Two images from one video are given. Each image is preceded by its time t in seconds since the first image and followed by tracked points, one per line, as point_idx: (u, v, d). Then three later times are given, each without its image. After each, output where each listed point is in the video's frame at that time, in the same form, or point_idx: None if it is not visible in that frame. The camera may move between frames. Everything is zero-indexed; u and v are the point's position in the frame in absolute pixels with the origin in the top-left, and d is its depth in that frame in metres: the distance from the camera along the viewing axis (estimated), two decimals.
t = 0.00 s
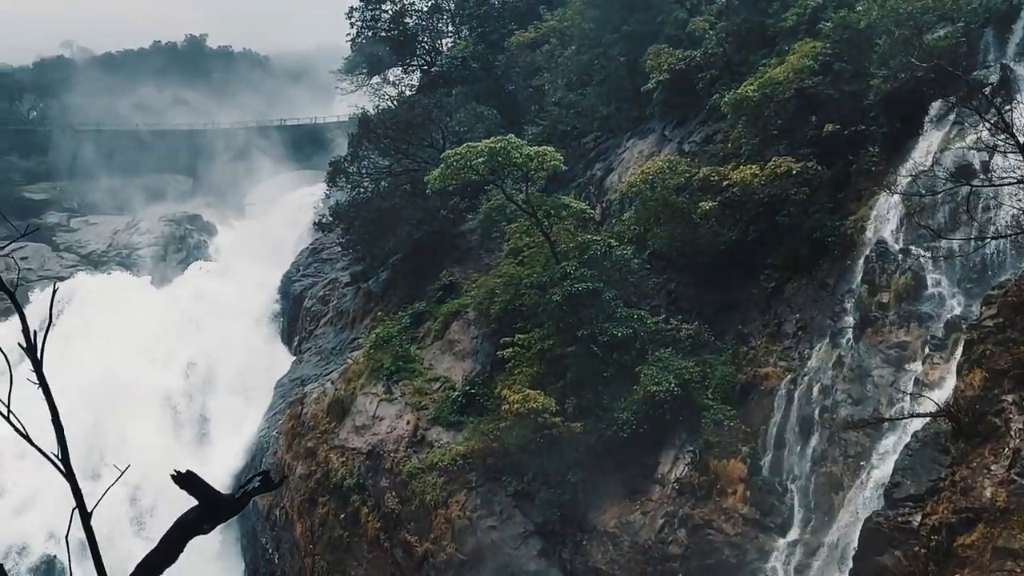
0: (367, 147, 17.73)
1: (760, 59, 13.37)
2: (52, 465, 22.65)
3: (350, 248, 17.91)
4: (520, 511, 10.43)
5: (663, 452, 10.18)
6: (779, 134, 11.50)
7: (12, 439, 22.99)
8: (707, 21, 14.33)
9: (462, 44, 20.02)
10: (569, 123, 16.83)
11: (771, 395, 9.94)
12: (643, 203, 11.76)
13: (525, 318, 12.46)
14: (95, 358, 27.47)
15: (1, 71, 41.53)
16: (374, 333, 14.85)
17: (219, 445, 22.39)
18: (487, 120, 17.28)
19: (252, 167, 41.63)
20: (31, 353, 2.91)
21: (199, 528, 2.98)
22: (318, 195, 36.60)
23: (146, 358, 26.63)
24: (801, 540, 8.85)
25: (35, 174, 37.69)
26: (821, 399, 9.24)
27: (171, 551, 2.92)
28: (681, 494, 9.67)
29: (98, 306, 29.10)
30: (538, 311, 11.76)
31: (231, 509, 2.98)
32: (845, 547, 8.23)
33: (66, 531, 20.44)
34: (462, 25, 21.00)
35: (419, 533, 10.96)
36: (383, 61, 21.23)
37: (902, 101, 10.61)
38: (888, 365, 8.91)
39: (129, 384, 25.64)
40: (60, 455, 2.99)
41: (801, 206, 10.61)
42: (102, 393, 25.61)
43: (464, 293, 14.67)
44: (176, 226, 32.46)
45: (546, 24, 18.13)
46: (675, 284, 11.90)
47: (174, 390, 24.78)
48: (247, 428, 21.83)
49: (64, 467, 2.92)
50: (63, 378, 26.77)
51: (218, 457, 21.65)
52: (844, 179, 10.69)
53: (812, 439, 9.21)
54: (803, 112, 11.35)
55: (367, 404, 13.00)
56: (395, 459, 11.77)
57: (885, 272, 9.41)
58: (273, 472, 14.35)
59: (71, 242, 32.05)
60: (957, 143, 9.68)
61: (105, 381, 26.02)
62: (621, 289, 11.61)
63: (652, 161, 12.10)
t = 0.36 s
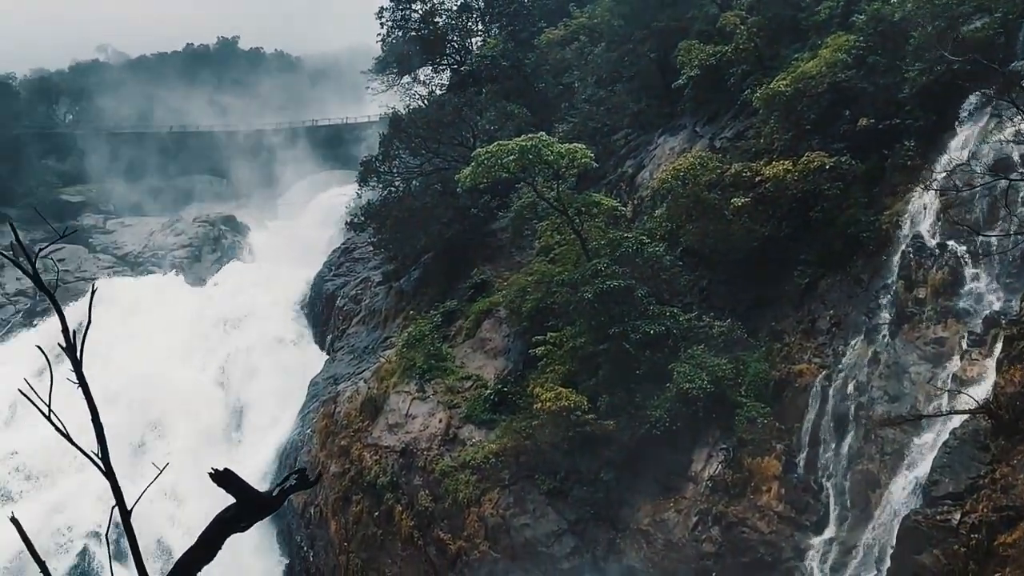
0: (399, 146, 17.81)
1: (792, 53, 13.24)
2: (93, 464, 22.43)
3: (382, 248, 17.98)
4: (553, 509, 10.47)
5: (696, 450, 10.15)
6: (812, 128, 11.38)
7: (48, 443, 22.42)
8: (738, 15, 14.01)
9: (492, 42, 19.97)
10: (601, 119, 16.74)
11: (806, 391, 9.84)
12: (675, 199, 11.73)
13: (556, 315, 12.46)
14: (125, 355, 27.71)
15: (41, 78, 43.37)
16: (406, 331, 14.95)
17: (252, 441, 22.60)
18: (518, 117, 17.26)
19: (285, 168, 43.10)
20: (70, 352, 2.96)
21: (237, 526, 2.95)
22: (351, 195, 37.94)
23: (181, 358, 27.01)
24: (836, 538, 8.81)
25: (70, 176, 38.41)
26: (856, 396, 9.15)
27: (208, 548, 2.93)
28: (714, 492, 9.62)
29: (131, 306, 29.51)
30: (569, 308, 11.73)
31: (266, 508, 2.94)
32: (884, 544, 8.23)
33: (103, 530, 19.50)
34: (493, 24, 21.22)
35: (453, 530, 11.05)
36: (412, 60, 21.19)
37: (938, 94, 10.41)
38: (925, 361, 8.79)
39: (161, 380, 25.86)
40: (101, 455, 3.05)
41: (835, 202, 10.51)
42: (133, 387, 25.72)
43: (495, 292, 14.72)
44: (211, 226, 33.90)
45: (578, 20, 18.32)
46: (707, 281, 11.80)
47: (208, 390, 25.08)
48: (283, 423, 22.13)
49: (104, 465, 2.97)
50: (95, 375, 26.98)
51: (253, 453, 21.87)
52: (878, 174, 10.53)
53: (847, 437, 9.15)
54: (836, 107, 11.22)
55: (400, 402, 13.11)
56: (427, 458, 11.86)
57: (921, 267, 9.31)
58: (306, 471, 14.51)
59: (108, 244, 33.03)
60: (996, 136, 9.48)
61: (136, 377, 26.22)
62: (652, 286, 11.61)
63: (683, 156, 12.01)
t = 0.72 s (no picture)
0: (424, 147, 17.92)
1: (820, 49, 13.07)
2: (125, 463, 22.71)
3: (407, 248, 18.13)
4: (580, 508, 10.47)
5: (723, 449, 10.11)
6: (839, 125, 11.29)
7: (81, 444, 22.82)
8: (764, 12, 13.95)
9: (516, 41, 20.04)
10: (625, 118, 16.70)
11: (834, 390, 9.78)
12: (701, 197, 11.68)
13: (582, 315, 12.49)
14: (154, 355, 28.05)
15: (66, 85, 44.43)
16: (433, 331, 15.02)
17: (280, 440, 22.84)
18: (543, 117, 17.31)
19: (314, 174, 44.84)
20: (101, 354, 3.00)
21: (267, 525, 2.99)
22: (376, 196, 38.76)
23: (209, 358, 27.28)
24: (867, 537, 8.75)
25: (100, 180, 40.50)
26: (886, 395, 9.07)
27: (234, 549, 2.94)
28: (743, 491, 9.59)
29: (159, 308, 30.01)
30: (594, 307, 11.75)
31: (295, 506, 2.98)
32: (915, 544, 8.15)
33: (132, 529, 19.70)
34: (517, 24, 21.34)
35: (479, 530, 11.09)
36: (436, 61, 21.26)
37: (968, 88, 10.25)
38: (956, 359, 8.67)
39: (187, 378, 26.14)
40: (129, 454, 3.07)
41: (863, 199, 10.43)
42: (161, 386, 26.03)
43: (521, 291, 14.76)
44: (239, 228, 34.42)
45: (600, 19, 18.23)
46: (734, 280, 11.77)
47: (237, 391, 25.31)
48: (311, 423, 22.39)
49: (134, 466, 3.00)
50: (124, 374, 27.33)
51: (281, 452, 22.10)
52: (906, 170, 10.41)
53: (877, 435, 9.08)
54: (862, 103, 11.10)
55: (426, 402, 13.19)
56: (454, 458, 11.91)
57: (952, 263, 9.21)
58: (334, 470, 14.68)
59: (137, 246, 33.77)
60: None
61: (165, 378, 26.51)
62: (678, 284, 11.53)
63: (709, 154, 11.98)
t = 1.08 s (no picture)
0: (451, 147, 18.00)
1: (849, 45, 12.92)
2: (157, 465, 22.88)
3: (435, 248, 18.25)
4: (610, 508, 10.46)
5: (753, 449, 10.06)
6: (870, 121, 11.17)
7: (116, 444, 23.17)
8: (791, 8, 13.86)
9: (543, 41, 20.11)
10: (651, 116, 16.66)
11: (865, 388, 9.72)
12: (729, 194, 11.60)
13: (610, 314, 12.48)
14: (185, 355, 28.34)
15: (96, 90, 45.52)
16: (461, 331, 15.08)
17: (307, 441, 22.90)
18: (570, 116, 17.34)
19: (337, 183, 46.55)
20: (134, 356, 3.08)
21: (298, 526, 3.01)
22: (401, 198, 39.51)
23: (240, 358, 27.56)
24: (900, 537, 8.74)
25: (131, 183, 41.68)
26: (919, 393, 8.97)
27: (267, 551, 2.97)
28: (773, 491, 9.54)
29: (191, 310, 30.34)
30: (622, 306, 11.74)
31: (326, 507, 3.02)
32: (950, 544, 8.06)
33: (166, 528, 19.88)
34: (543, 23, 21.41)
35: (509, 529, 11.13)
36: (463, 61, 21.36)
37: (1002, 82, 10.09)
38: (990, 356, 8.53)
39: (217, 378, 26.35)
40: (164, 457, 3.16)
41: (895, 195, 10.29)
42: (190, 384, 26.23)
43: (549, 290, 14.78)
44: (268, 231, 35.01)
45: (627, 17, 18.19)
46: (762, 277, 11.71)
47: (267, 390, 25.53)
48: (339, 425, 22.44)
49: (168, 467, 3.08)
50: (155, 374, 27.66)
51: (309, 453, 22.14)
52: (938, 166, 10.26)
53: (910, 434, 9.01)
54: (892, 98, 10.97)
55: (454, 402, 13.24)
56: (483, 458, 11.95)
57: (985, 260, 9.10)
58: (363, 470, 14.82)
59: (167, 249, 34.39)
60: None
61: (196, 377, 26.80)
62: (707, 282, 11.50)
63: (738, 152, 11.86)
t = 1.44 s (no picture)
0: (482, 147, 18.06)
1: (883, 40, 12.72)
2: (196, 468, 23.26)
3: (467, 250, 18.38)
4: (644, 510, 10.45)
5: (788, 449, 9.98)
6: (905, 117, 11.05)
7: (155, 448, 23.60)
8: (824, 3, 13.72)
9: (574, 41, 20.16)
10: (683, 115, 16.52)
11: (903, 387, 9.62)
12: (762, 193, 11.53)
13: (643, 315, 12.46)
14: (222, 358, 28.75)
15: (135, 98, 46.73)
16: (494, 332, 15.16)
17: (342, 445, 23.03)
18: (601, 116, 17.33)
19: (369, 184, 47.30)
20: (173, 359, 3.13)
21: (333, 527, 3.03)
22: (434, 199, 40.03)
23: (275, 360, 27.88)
24: (939, 538, 8.68)
25: (167, 189, 43.48)
26: (958, 393, 8.81)
27: (304, 553, 2.99)
28: (810, 492, 9.46)
29: (228, 314, 30.80)
30: (655, 306, 11.72)
31: (364, 508, 3.05)
32: (991, 545, 7.88)
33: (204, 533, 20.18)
34: (574, 24, 21.44)
35: (543, 531, 11.17)
36: (494, 63, 21.48)
37: None
38: None
39: (254, 381, 26.65)
40: (201, 460, 3.19)
41: (931, 191, 10.11)
42: (228, 387, 26.56)
43: (581, 291, 14.79)
44: (301, 235, 35.53)
45: (657, 16, 18.12)
46: (797, 276, 11.64)
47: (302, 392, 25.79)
48: (373, 429, 22.52)
49: (205, 468, 3.12)
50: (193, 376, 28.11)
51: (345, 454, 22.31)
52: (975, 162, 10.05)
53: (950, 433, 8.84)
54: (928, 94, 10.82)
55: (487, 404, 13.29)
56: (517, 459, 11.99)
57: None
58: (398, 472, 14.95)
59: (203, 254, 34.91)
60: None
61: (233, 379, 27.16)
62: (740, 282, 11.45)
63: (771, 150, 11.77)
